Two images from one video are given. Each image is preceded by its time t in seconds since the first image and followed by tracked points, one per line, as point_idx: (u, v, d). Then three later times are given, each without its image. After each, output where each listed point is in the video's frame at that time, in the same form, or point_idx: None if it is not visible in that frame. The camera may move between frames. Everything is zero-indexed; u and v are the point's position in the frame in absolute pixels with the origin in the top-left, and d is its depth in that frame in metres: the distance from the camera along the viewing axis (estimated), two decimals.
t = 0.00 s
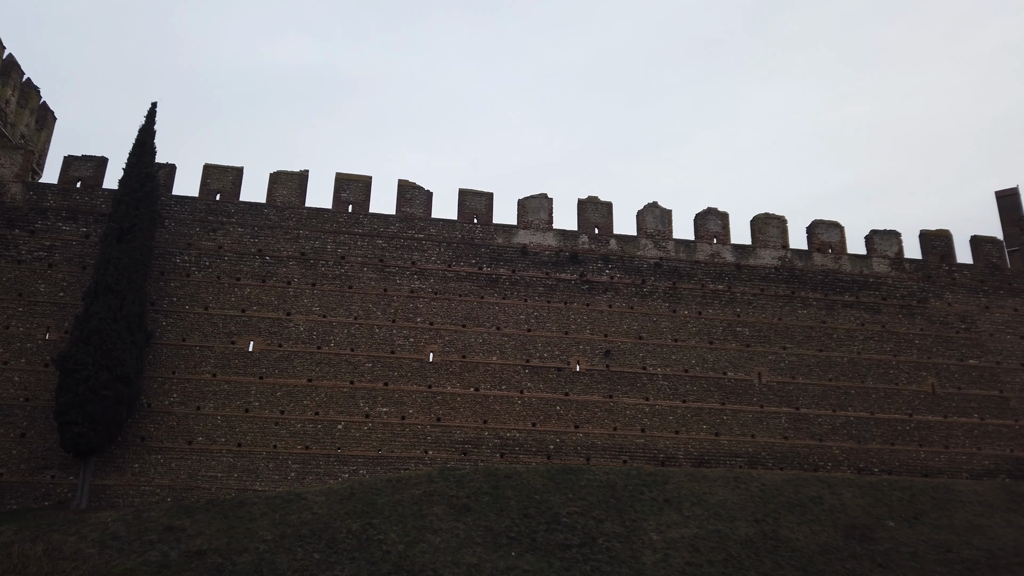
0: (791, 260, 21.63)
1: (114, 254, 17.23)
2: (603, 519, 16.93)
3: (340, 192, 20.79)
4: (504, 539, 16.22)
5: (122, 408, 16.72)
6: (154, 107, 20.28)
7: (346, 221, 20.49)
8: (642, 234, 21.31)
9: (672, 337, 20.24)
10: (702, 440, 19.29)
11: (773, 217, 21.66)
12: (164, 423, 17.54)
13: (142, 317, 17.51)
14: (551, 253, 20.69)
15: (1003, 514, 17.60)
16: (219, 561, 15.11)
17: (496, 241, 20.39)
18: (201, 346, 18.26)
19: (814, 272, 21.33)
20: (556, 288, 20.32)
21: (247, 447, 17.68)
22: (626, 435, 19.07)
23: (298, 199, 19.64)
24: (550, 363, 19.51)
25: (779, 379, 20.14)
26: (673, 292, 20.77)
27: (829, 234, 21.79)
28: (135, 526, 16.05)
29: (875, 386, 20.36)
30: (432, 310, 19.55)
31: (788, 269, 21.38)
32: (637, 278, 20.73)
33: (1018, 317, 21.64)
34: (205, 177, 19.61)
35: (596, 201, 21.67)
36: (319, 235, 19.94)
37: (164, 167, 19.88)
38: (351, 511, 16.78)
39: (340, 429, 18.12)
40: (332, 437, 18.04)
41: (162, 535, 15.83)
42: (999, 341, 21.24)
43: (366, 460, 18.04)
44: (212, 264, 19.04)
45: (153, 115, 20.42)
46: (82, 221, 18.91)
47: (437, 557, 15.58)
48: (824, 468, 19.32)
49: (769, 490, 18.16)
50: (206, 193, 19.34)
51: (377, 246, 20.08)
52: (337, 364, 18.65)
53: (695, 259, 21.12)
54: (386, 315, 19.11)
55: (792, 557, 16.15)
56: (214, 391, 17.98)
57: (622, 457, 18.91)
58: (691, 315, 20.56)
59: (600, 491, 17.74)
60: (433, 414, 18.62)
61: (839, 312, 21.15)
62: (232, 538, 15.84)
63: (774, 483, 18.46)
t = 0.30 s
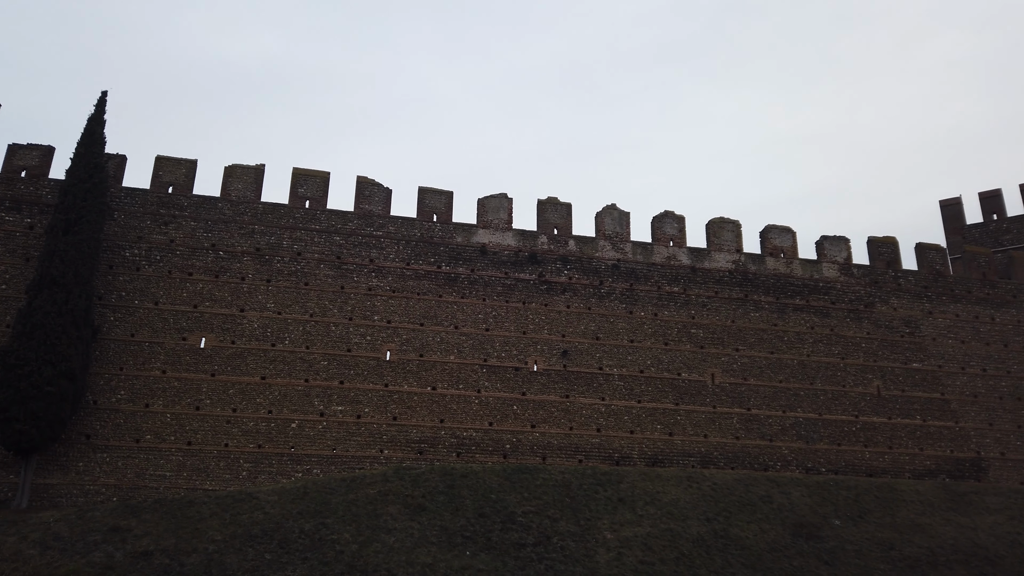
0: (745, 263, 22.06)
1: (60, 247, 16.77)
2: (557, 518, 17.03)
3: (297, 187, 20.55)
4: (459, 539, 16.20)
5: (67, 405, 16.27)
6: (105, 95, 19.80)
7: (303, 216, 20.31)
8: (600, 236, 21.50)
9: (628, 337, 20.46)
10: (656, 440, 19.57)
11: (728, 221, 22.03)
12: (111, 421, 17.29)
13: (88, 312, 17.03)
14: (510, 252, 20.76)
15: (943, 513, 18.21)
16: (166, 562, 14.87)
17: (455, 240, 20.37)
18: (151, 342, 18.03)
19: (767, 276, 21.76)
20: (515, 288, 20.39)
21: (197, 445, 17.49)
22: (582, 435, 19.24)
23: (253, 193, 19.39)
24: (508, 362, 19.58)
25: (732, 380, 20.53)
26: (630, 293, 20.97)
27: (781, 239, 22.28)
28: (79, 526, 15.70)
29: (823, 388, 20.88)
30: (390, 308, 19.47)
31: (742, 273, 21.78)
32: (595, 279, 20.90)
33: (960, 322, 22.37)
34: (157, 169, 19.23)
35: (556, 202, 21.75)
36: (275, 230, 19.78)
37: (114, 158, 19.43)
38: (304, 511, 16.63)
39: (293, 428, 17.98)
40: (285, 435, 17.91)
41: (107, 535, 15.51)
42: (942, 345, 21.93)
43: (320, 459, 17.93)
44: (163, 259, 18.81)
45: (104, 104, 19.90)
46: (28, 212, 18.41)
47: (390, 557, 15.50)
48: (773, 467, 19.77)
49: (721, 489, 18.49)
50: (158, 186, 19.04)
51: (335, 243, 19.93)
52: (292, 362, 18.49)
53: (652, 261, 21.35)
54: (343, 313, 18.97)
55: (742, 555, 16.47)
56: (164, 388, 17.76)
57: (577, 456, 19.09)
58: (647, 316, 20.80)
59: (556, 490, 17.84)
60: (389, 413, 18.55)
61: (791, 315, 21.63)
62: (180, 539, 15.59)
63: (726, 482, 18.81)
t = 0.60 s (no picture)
0: (719, 262, 22.27)
1: (28, 239, 16.61)
2: (532, 514, 17.09)
3: (273, 182, 20.43)
4: (434, 535, 16.19)
5: (34, 400, 16.16)
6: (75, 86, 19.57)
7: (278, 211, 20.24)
8: (577, 233, 21.59)
9: (604, 334, 20.58)
10: (631, 437, 19.73)
11: (704, 220, 22.23)
12: (80, 416, 17.14)
13: (57, 306, 16.90)
14: (487, 249, 20.81)
15: (910, 508, 18.56)
16: (136, 559, 14.76)
17: (432, 236, 20.39)
18: (121, 337, 17.92)
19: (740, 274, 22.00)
20: (492, 285, 20.44)
21: (169, 442, 17.39)
22: (557, 431, 19.35)
23: (228, 187, 19.32)
24: (484, 359, 19.64)
25: (706, 377, 20.72)
26: (606, 290, 21.09)
27: (755, 238, 22.56)
28: (47, 523, 15.59)
29: (795, 385, 21.16)
30: (366, 304, 19.47)
31: (716, 271, 21.99)
32: (572, 276, 20.99)
33: (929, 321, 22.78)
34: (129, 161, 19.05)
35: (533, 199, 21.81)
36: (249, 225, 19.70)
37: (84, 148, 19.26)
38: (278, 508, 16.56)
39: (267, 424, 17.96)
40: (258, 431, 17.86)
41: (75, 533, 15.39)
42: (911, 344, 22.33)
43: (294, 455, 17.91)
44: (134, 252, 18.67)
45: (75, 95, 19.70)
46: None
47: (365, 553, 15.47)
48: (745, 464, 20.02)
49: (694, 485, 18.68)
50: (129, 179, 18.93)
51: (311, 238, 19.90)
52: (266, 358, 18.44)
53: (628, 259, 21.49)
54: (318, 308, 18.97)
55: (715, 550, 16.65)
56: (135, 383, 17.63)
57: (553, 452, 19.19)
58: (623, 313, 20.93)
59: (531, 486, 17.90)
60: (364, 409, 18.58)
61: (764, 313, 21.87)
62: (151, 536, 15.46)
63: (699, 478, 19.00)
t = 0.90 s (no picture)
0: (704, 260, 22.38)
1: (8, 233, 16.53)
2: (517, 511, 17.11)
3: (257, 177, 20.34)
4: (418, 532, 16.17)
5: (14, 395, 16.13)
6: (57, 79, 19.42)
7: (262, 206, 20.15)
8: (563, 231, 21.64)
9: (589, 331, 20.65)
10: (616, 434, 19.80)
11: (688, 218, 22.37)
12: (60, 413, 17.04)
13: (37, 300, 16.85)
14: (472, 246, 20.82)
15: (890, 504, 18.76)
16: (117, 556, 14.68)
17: (418, 233, 20.38)
18: (103, 332, 17.81)
19: (724, 272, 22.13)
20: (477, 282, 20.45)
21: (151, 438, 17.30)
22: (542, 428, 19.39)
23: (211, 182, 19.22)
24: (469, 356, 19.65)
25: (690, 374, 20.83)
26: (592, 287, 21.16)
27: (739, 236, 22.71)
28: (27, 521, 15.50)
29: (778, 382, 21.32)
30: (350, 300, 19.43)
31: (701, 269, 22.10)
32: (558, 273, 21.03)
33: (910, 319, 23.01)
34: (111, 155, 18.93)
35: (519, 196, 21.84)
36: (233, 220, 19.60)
37: (65, 142, 19.16)
38: (261, 505, 16.50)
39: (250, 420, 17.89)
40: (242, 428, 17.79)
41: (55, 530, 15.29)
42: (892, 342, 22.56)
43: (278, 452, 17.84)
44: (116, 247, 18.56)
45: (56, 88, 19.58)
46: None
47: (348, 550, 15.44)
48: (728, 460, 20.16)
49: (678, 482, 18.78)
50: (111, 173, 18.82)
51: (295, 233, 19.83)
52: (249, 354, 18.37)
53: (613, 256, 21.56)
54: (303, 305, 18.92)
55: (698, 546, 16.75)
56: (116, 379, 17.53)
57: (538, 449, 19.24)
58: (608, 311, 21.00)
59: (515, 483, 17.93)
60: (348, 406, 18.53)
61: (748, 311, 22.02)
62: (132, 533, 15.37)
63: (683, 475, 19.11)
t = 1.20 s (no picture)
0: (689, 258, 22.49)
1: None
2: (501, 508, 17.13)
3: (241, 173, 20.21)
4: (402, 529, 16.15)
5: None
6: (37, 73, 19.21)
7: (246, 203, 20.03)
8: (548, 228, 21.67)
9: (574, 329, 20.70)
10: (600, 431, 19.87)
11: (673, 216, 22.47)
12: (40, 410, 16.88)
13: (16, 297, 16.71)
14: (458, 243, 20.81)
15: (870, 500, 18.97)
16: (98, 555, 14.56)
17: (403, 230, 20.34)
18: (83, 329, 17.65)
19: (708, 270, 22.26)
20: (462, 279, 20.44)
21: (132, 436, 17.18)
22: (527, 426, 19.42)
23: (194, 177, 19.09)
24: (454, 353, 19.64)
25: (674, 371, 20.93)
26: (577, 285, 21.21)
27: (722, 234, 22.84)
28: (6, 519, 15.35)
29: (761, 379, 21.47)
30: (335, 298, 19.37)
31: (685, 267, 22.20)
32: (543, 271, 21.05)
33: (891, 317, 23.25)
34: (92, 150, 18.76)
35: (505, 194, 21.85)
36: (216, 216, 19.47)
37: (45, 137, 18.99)
38: (244, 503, 16.41)
39: (234, 418, 17.79)
40: (225, 426, 17.69)
41: (35, 529, 15.15)
42: (873, 339, 22.78)
43: (261, 450, 17.76)
44: (97, 243, 18.40)
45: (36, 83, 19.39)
46: None
47: (332, 548, 15.39)
48: (712, 457, 20.28)
49: (662, 478, 18.88)
50: (92, 168, 18.66)
51: (279, 230, 19.74)
52: (233, 351, 18.26)
53: (598, 254, 21.62)
54: (287, 301, 18.84)
55: (681, 542, 16.85)
56: (97, 377, 17.39)
57: (523, 446, 19.26)
58: (593, 308, 21.07)
59: (500, 480, 17.95)
60: (333, 404, 18.48)
61: (731, 309, 22.15)
62: (114, 532, 15.25)
63: (666, 472, 19.20)
